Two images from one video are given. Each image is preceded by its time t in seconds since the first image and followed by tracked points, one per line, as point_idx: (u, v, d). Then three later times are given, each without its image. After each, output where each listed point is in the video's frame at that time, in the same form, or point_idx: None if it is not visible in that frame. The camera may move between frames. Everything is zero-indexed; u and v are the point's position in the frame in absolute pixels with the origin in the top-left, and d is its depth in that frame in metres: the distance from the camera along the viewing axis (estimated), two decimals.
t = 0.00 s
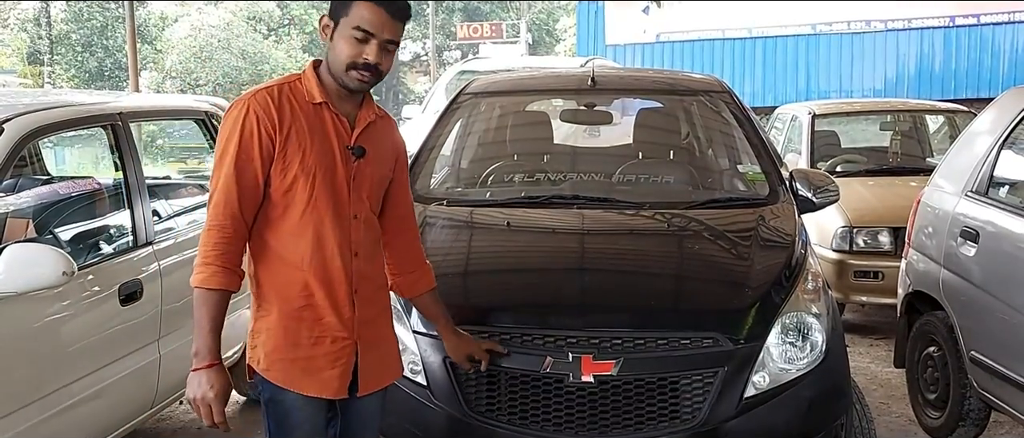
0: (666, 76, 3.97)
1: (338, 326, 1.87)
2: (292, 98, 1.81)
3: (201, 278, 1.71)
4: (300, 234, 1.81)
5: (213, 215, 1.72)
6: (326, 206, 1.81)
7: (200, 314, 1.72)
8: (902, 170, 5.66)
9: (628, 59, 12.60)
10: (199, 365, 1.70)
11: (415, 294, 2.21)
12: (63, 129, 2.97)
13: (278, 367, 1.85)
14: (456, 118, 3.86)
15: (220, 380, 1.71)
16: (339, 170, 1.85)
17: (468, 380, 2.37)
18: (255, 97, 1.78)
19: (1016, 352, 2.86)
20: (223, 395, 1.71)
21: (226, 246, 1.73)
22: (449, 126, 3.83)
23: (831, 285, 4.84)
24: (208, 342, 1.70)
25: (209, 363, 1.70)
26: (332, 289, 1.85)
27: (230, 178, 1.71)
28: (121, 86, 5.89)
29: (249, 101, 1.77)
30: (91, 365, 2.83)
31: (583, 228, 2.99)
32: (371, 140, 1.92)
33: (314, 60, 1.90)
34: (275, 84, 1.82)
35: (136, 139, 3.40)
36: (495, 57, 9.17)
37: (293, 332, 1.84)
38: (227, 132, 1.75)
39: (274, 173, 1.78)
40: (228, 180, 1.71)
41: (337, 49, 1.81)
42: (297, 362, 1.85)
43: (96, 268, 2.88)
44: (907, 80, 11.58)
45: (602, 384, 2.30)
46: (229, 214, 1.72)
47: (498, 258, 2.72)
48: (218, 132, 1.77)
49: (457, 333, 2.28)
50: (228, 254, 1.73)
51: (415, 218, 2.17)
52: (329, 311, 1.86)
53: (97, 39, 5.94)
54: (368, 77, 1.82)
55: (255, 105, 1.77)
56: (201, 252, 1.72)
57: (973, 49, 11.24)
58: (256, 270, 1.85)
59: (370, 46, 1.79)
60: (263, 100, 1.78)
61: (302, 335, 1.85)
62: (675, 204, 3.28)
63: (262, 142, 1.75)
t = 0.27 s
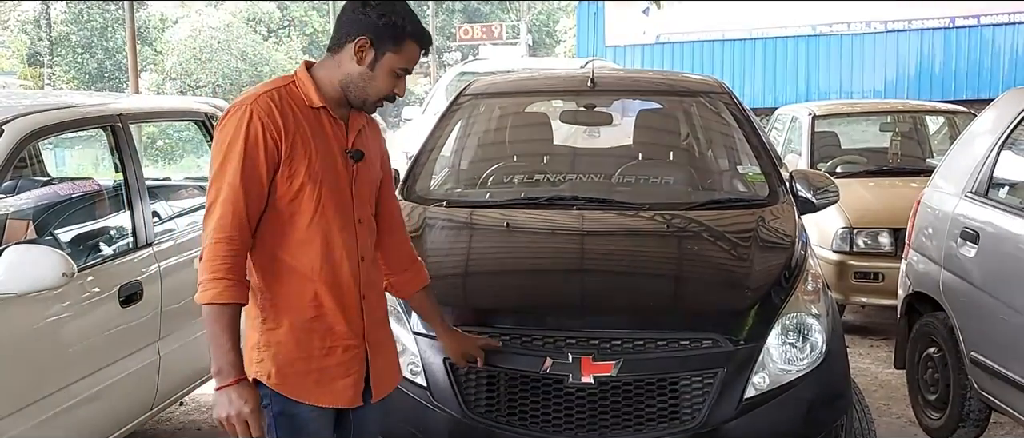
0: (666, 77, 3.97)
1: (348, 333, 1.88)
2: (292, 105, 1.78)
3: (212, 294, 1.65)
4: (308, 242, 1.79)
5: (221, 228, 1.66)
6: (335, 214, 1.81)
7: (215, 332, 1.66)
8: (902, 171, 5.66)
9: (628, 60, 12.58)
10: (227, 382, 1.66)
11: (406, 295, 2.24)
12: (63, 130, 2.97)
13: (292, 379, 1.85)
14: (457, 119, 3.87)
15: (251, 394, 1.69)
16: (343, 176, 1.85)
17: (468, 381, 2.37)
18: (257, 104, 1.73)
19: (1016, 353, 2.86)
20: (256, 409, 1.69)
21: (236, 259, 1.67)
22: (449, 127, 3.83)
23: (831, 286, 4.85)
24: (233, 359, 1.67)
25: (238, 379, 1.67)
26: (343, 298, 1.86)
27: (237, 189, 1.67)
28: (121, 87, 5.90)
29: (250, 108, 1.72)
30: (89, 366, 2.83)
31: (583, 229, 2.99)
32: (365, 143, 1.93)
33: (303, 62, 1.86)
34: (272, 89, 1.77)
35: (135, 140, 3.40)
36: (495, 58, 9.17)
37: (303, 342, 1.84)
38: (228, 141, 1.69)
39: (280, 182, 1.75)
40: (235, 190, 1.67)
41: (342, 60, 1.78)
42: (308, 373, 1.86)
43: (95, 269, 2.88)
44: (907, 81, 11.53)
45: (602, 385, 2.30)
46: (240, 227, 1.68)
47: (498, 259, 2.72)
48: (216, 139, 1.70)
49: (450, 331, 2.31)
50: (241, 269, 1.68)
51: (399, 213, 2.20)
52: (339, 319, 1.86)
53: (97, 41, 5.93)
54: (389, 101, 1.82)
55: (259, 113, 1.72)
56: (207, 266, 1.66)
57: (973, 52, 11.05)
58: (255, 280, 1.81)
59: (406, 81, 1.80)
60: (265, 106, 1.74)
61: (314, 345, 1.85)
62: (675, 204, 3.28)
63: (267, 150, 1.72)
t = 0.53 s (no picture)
0: (666, 79, 3.97)
1: (349, 337, 1.89)
2: (297, 107, 1.76)
3: (234, 303, 1.61)
4: (315, 247, 1.79)
5: (237, 235, 1.63)
6: (338, 217, 1.81)
7: (237, 341, 1.62)
8: (902, 172, 5.66)
9: (628, 61, 12.53)
10: (261, 391, 1.64)
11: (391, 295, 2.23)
12: (64, 131, 2.97)
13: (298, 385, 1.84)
14: (457, 120, 3.88)
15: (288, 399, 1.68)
16: (344, 179, 1.85)
17: (468, 382, 2.37)
18: (266, 106, 1.71)
19: (1016, 354, 2.86)
20: (297, 414, 1.68)
21: (253, 266, 1.65)
22: (448, 129, 3.84)
23: (831, 287, 4.85)
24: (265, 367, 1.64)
25: (272, 385, 1.65)
26: (345, 301, 1.86)
27: (252, 194, 1.64)
28: (122, 88, 5.90)
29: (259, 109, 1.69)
30: (89, 368, 2.83)
31: (583, 230, 2.99)
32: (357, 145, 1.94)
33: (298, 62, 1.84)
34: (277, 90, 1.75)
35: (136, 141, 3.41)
36: (495, 60, 9.18)
37: (308, 347, 1.84)
38: (239, 145, 1.65)
39: (289, 186, 1.73)
40: (251, 196, 1.64)
41: (348, 62, 1.77)
42: (313, 378, 1.86)
43: (95, 270, 2.88)
44: (907, 84, 11.61)
45: (602, 386, 2.30)
46: (255, 231, 1.65)
47: (498, 260, 2.72)
48: (225, 142, 1.66)
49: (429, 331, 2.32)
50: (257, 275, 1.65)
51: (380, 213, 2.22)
52: (341, 323, 1.87)
53: (98, 42, 5.92)
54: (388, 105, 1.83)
55: (269, 114, 1.70)
56: (224, 275, 1.62)
57: (973, 53, 11.10)
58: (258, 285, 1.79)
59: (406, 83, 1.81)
60: (273, 107, 1.72)
61: (318, 350, 1.85)
62: (675, 206, 3.28)
63: (277, 154, 1.70)
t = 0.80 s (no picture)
0: (667, 79, 3.97)
1: (351, 340, 1.90)
2: (304, 109, 1.75)
3: (249, 313, 1.60)
4: (321, 251, 1.78)
5: (251, 243, 1.61)
6: (341, 221, 1.81)
7: (250, 351, 1.63)
8: (903, 173, 5.66)
9: (629, 62, 12.56)
10: (274, 404, 1.67)
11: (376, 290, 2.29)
12: (65, 131, 2.97)
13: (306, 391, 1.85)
14: (457, 120, 3.88)
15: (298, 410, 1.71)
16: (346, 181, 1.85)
17: (469, 382, 2.36)
18: (275, 109, 1.68)
19: (1017, 354, 2.86)
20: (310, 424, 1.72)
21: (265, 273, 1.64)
22: (449, 129, 3.83)
23: (832, 287, 4.84)
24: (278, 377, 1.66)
25: (285, 397, 1.67)
26: (346, 305, 1.86)
27: (265, 200, 1.62)
28: (122, 89, 5.89)
29: (270, 112, 1.67)
30: (89, 368, 2.83)
31: (584, 230, 2.99)
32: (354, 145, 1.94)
33: (301, 61, 1.81)
34: (284, 92, 1.73)
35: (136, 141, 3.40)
36: (496, 61, 9.17)
37: (311, 352, 1.83)
38: (252, 149, 1.63)
39: (299, 191, 1.72)
40: (264, 202, 1.62)
41: (352, 64, 1.76)
42: (318, 384, 1.86)
43: (96, 270, 2.88)
44: (907, 84, 11.61)
45: (602, 386, 2.30)
46: (268, 238, 1.64)
47: (498, 260, 2.72)
48: (234, 146, 1.63)
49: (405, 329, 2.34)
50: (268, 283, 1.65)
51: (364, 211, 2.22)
52: (342, 327, 1.87)
53: (99, 42, 5.92)
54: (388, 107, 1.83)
55: (280, 117, 1.67)
56: (239, 283, 1.61)
57: (974, 53, 11.20)
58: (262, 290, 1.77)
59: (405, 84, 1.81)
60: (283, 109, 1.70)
61: (324, 356, 1.85)
62: (675, 206, 3.28)
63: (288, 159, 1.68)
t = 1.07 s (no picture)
0: (667, 79, 3.97)
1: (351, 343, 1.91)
2: (310, 111, 1.75)
3: (257, 319, 1.61)
4: (325, 255, 1.79)
5: (259, 247, 1.62)
6: (343, 225, 1.82)
7: (257, 357, 1.64)
8: (903, 173, 5.66)
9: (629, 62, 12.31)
10: (281, 411, 1.68)
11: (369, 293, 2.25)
12: (66, 131, 2.98)
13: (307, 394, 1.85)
14: (458, 121, 3.88)
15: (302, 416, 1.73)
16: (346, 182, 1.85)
17: (469, 381, 2.36)
18: (281, 112, 1.68)
19: (1017, 354, 2.87)
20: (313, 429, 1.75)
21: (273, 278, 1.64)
22: (449, 130, 3.84)
23: (832, 287, 4.85)
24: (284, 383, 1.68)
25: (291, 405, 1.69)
26: (347, 308, 1.87)
27: (273, 205, 1.63)
28: (123, 90, 5.90)
29: (277, 116, 1.66)
30: (91, 368, 2.83)
31: (585, 230, 2.99)
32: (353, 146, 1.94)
33: (304, 59, 1.81)
34: (289, 94, 1.73)
35: (138, 141, 3.41)
36: (496, 61, 9.18)
37: (313, 356, 1.84)
38: (259, 152, 1.63)
39: (305, 194, 1.72)
40: (272, 206, 1.63)
41: (355, 68, 1.76)
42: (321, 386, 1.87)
43: (98, 270, 2.89)
44: (907, 83, 11.62)
45: (603, 386, 2.30)
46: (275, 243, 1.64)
47: (499, 260, 2.72)
48: (242, 150, 1.63)
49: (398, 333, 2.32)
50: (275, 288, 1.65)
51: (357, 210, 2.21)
52: (342, 330, 1.88)
53: (100, 43, 5.93)
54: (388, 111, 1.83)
55: (286, 121, 1.67)
56: (247, 288, 1.61)
57: (974, 53, 11.20)
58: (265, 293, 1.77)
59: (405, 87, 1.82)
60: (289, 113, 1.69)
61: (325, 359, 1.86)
62: (676, 205, 3.28)
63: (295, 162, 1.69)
